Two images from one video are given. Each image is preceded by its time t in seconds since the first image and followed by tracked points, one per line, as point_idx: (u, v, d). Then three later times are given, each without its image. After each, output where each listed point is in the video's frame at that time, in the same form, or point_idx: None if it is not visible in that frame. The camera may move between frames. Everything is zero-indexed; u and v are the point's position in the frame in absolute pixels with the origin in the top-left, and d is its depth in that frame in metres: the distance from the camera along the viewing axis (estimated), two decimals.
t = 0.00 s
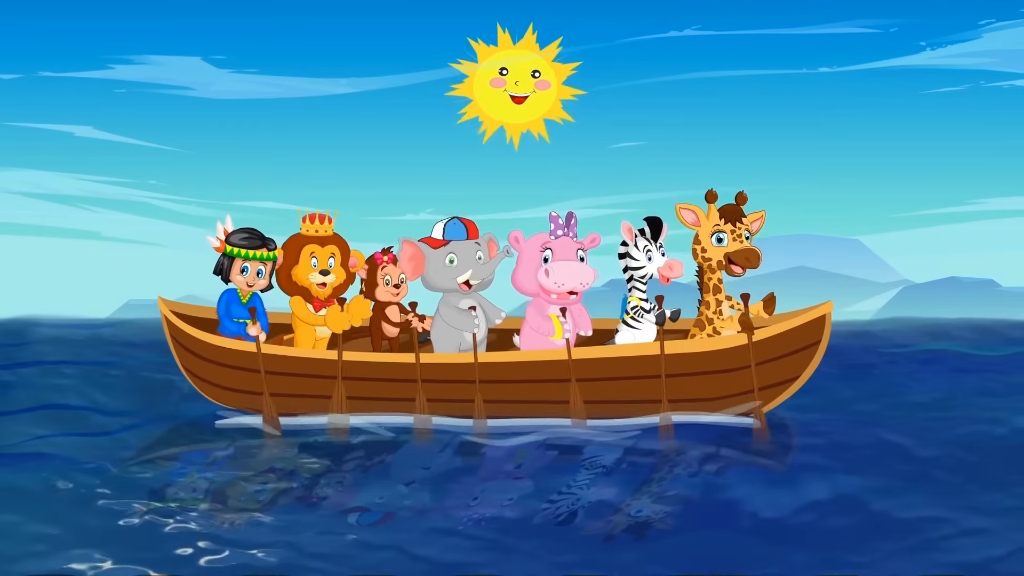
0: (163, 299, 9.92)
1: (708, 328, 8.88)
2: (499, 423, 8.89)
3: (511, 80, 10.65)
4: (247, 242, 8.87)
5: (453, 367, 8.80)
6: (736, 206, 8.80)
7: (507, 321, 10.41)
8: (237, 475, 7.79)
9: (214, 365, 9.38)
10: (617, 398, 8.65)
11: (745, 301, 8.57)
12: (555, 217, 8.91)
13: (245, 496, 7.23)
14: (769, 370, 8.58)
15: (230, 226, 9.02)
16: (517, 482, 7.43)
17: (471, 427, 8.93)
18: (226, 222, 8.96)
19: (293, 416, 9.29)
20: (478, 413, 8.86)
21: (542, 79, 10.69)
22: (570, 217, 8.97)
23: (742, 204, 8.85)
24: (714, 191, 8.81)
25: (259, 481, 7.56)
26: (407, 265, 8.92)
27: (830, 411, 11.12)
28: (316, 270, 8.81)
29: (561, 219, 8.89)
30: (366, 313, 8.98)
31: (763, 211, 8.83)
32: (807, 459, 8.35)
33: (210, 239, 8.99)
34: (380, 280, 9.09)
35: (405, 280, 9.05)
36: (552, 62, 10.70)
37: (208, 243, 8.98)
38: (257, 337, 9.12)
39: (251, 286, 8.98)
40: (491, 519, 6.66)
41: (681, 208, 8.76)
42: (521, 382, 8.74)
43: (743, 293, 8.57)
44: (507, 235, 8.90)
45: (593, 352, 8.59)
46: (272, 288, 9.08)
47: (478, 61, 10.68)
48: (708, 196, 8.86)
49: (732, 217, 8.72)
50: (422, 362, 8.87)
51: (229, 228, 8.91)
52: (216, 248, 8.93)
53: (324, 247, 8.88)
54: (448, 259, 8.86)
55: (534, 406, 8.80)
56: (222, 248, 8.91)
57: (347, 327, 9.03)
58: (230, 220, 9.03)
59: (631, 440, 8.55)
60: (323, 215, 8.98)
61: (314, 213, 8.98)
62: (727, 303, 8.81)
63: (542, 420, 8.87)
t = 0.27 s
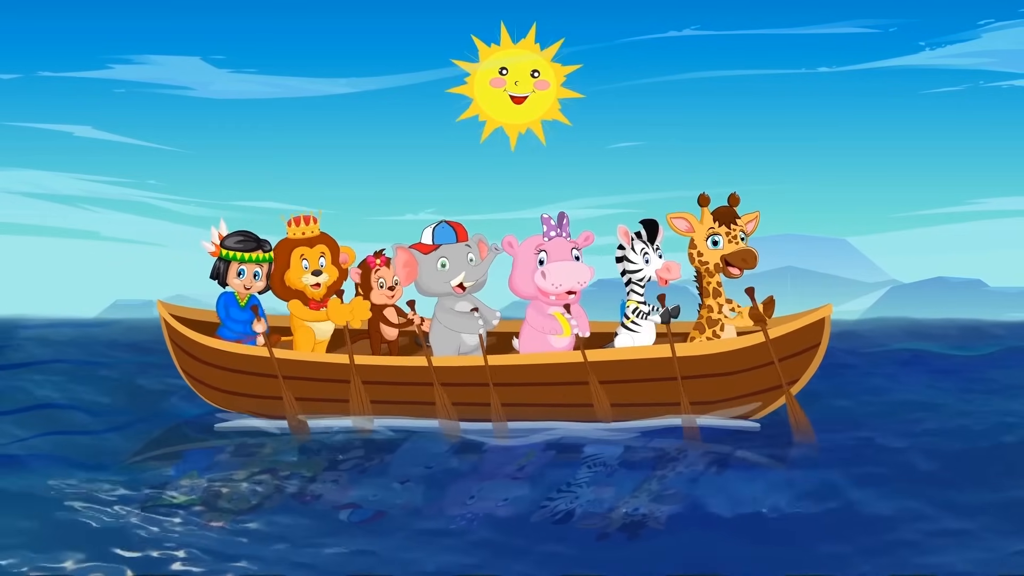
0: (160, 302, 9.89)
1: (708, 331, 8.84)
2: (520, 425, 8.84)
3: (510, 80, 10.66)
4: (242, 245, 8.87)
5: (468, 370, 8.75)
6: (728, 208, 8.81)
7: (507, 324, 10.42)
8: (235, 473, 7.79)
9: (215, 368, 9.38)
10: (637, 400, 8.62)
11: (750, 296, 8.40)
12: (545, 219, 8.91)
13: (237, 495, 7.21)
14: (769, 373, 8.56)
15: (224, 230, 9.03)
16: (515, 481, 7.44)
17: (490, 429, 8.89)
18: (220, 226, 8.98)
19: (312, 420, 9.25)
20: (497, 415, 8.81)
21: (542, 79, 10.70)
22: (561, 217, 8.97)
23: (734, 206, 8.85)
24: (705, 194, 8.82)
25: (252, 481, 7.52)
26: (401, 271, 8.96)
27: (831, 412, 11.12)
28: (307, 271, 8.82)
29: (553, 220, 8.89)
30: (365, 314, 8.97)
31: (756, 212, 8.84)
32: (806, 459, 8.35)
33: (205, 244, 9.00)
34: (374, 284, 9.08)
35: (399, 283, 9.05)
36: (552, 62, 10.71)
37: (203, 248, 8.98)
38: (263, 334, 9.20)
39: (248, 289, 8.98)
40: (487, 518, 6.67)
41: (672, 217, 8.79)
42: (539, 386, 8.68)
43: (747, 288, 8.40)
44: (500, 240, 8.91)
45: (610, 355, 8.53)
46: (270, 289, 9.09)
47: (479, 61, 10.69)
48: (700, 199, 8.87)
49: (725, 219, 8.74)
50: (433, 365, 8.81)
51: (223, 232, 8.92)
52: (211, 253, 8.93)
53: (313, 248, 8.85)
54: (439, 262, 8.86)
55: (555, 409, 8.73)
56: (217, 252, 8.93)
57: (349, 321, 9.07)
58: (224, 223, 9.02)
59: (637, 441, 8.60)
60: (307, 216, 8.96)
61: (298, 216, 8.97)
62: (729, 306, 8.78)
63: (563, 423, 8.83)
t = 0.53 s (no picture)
0: (160, 299, 9.87)
1: (707, 328, 8.88)
2: (518, 422, 8.87)
3: (510, 79, 10.65)
4: (239, 242, 8.87)
5: (467, 368, 8.77)
6: (725, 205, 8.80)
7: (506, 321, 10.43)
8: (232, 475, 7.78)
9: (215, 366, 9.39)
10: (636, 398, 8.63)
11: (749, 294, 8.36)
12: (541, 215, 8.91)
13: (232, 497, 7.21)
14: (768, 370, 8.55)
15: (220, 227, 9.04)
16: (512, 483, 7.43)
17: (490, 427, 8.91)
18: (217, 223, 8.99)
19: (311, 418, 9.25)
20: (496, 413, 8.83)
21: (541, 79, 10.69)
22: (556, 213, 8.97)
23: (730, 202, 8.84)
24: (701, 191, 8.81)
25: (248, 483, 7.53)
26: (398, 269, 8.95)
27: (830, 413, 11.12)
28: (304, 269, 8.82)
29: (549, 216, 8.89)
30: (364, 310, 9.02)
31: (754, 208, 8.84)
32: (804, 459, 8.35)
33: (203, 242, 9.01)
34: (371, 281, 9.07)
35: (396, 278, 9.03)
36: (552, 61, 10.71)
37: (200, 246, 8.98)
38: (262, 331, 9.20)
39: (246, 285, 8.97)
40: (484, 519, 6.66)
41: (669, 217, 8.78)
42: (537, 383, 8.69)
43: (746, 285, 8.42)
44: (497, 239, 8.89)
45: (608, 353, 8.54)
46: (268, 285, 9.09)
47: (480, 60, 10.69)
48: (695, 197, 8.85)
49: (721, 216, 8.73)
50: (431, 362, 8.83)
51: (219, 229, 8.92)
52: (209, 250, 8.93)
53: (309, 244, 8.84)
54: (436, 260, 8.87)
55: (553, 407, 8.75)
56: (214, 250, 8.92)
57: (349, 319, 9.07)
58: (219, 220, 9.05)
59: (635, 441, 8.58)
60: (300, 213, 8.94)
61: (291, 213, 8.96)
62: (729, 302, 8.76)
63: (562, 421, 8.84)
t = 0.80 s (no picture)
0: (160, 292, 9.86)
1: (706, 323, 8.82)
2: (496, 418, 8.93)
3: (510, 80, 10.63)
4: (243, 235, 8.85)
5: (452, 360, 8.91)
6: (731, 199, 8.81)
7: (506, 316, 10.44)
8: (230, 480, 7.75)
9: (214, 359, 9.40)
10: (614, 392, 8.72)
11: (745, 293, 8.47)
12: (549, 209, 8.92)
13: (237, 500, 7.19)
14: (768, 364, 8.57)
15: (226, 220, 9.05)
16: (511, 487, 7.40)
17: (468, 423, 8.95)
18: (222, 216, 8.98)
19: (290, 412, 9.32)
20: (476, 407, 8.91)
21: (540, 78, 10.68)
22: (564, 209, 8.98)
23: (736, 197, 8.86)
24: (708, 183, 8.82)
25: (253, 486, 7.54)
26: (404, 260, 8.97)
27: (828, 412, 11.11)
28: (311, 263, 8.83)
29: (556, 211, 8.90)
30: (363, 307, 9.00)
31: (758, 203, 8.84)
32: (803, 459, 8.33)
33: (207, 234, 9.01)
34: (376, 274, 9.07)
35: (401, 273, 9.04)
36: (551, 60, 10.70)
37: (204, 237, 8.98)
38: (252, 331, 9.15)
39: (248, 279, 8.94)
40: (484, 523, 6.62)
41: (676, 204, 8.77)
42: (515, 377, 8.82)
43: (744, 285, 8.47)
44: (502, 230, 8.91)
45: (591, 347, 8.71)
46: (269, 281, 9.06)
47: (479, 61, 10.69)
48: (703, 189, 8.86)
49: (727, 209, 8.72)
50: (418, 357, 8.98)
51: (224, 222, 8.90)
52: (212, 242, 8.92)
53: (319, 239, 8.88)
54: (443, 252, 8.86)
55: (530, 400, 8.86)
56: (218, 243, 8.93)
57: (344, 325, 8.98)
58: (224, 213, 9.10)
59: (632, 442, 8.51)
60: (315, 208, 8.98)
61: (306, 207, 9.00)
62: (727, 297, 8.80)
63: (539, 416, 8.91)
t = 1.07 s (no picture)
0: (160, 287, 9.93)
1: (704, 316, 8.86)
2: (471, 411, 9.00)
3: (510, 80, 10.65)
4: (246, 228, 8.86)
5: (434, 354, 8.95)
6: (737, 193, 8.80)
7: (505, 309, 10.46)
8: (228, 474, 7.72)
9: (215, 354, 9.34)
10: (592, 385, 8.79)
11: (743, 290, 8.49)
12: (556, 204, 8.93)
13: (248, 494, 7.15)
14: (765, 357, 8.66)
15: (231, 212, 9.02)
16: (511, 480, 7.38)
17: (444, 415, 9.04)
18: (225, 208, 8.98)
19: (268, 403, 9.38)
20: (454, 400, 8.99)
21: (539, 78, 10.68)
22: (571, 205, 8.98)
23: (741, 191, 8.86)
24: (714, 176, 8.83)
25: (259, 478, 7.52)
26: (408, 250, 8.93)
27: (825, 409, 11.13)
28: (318, 258, 8.80)
29: (563, 207, 8.89)
30: (362, 301, 9.01)
31: (763, 199, 8.86)
32: (804, 454, 8.34)
33: (210, 225, 9.01)
34: (380, 267, 9.00)
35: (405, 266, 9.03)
36: (552, 61, 10.69)
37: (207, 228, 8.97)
38: (240, 327, 9.15)
39: (248, 272, 8.94)
40: (485, 518, 6.61)
41: (683, 190, 8.76)
42: (495, 370, 8.89)
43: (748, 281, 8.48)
44: (508, 221, 8.89)
45: (575, 340, 8.74)
46: (270, 275, 9.06)
47: (478, 62, 10.69)
48: (709, 181, 8.87)
49: (732, 204, 8.70)
50: (405, 350, 9.00)
51: (228, 214, 8.90)
52: (215, 234, 8.92)
53: (329, 235, 8.85)
54: (449, 244, 8.88)
55: (506, 393, 8.95)
56: (221, 233, 8.91)
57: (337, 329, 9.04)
58: (230, 204, 9.02)
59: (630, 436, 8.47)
60: (330, 204, 8.94)
61: (322, 201, 8.96)
62: (724, 288, 8.81)
63: (514, 409, 8.99)
